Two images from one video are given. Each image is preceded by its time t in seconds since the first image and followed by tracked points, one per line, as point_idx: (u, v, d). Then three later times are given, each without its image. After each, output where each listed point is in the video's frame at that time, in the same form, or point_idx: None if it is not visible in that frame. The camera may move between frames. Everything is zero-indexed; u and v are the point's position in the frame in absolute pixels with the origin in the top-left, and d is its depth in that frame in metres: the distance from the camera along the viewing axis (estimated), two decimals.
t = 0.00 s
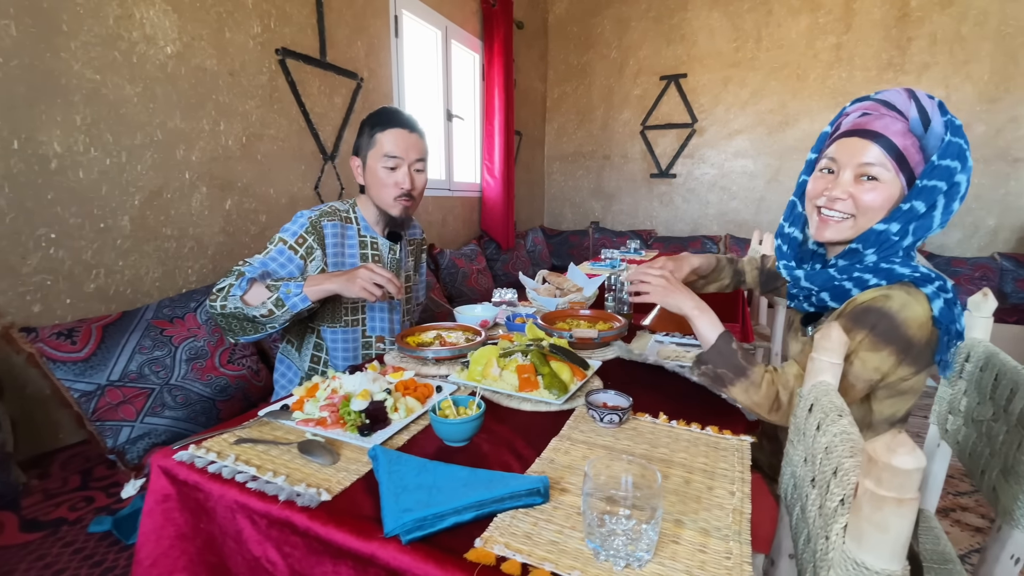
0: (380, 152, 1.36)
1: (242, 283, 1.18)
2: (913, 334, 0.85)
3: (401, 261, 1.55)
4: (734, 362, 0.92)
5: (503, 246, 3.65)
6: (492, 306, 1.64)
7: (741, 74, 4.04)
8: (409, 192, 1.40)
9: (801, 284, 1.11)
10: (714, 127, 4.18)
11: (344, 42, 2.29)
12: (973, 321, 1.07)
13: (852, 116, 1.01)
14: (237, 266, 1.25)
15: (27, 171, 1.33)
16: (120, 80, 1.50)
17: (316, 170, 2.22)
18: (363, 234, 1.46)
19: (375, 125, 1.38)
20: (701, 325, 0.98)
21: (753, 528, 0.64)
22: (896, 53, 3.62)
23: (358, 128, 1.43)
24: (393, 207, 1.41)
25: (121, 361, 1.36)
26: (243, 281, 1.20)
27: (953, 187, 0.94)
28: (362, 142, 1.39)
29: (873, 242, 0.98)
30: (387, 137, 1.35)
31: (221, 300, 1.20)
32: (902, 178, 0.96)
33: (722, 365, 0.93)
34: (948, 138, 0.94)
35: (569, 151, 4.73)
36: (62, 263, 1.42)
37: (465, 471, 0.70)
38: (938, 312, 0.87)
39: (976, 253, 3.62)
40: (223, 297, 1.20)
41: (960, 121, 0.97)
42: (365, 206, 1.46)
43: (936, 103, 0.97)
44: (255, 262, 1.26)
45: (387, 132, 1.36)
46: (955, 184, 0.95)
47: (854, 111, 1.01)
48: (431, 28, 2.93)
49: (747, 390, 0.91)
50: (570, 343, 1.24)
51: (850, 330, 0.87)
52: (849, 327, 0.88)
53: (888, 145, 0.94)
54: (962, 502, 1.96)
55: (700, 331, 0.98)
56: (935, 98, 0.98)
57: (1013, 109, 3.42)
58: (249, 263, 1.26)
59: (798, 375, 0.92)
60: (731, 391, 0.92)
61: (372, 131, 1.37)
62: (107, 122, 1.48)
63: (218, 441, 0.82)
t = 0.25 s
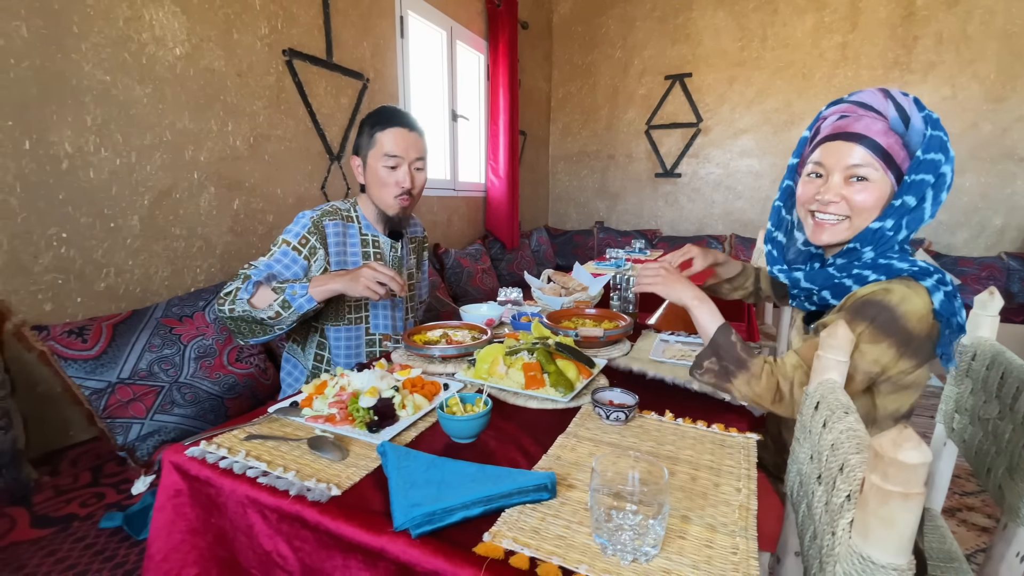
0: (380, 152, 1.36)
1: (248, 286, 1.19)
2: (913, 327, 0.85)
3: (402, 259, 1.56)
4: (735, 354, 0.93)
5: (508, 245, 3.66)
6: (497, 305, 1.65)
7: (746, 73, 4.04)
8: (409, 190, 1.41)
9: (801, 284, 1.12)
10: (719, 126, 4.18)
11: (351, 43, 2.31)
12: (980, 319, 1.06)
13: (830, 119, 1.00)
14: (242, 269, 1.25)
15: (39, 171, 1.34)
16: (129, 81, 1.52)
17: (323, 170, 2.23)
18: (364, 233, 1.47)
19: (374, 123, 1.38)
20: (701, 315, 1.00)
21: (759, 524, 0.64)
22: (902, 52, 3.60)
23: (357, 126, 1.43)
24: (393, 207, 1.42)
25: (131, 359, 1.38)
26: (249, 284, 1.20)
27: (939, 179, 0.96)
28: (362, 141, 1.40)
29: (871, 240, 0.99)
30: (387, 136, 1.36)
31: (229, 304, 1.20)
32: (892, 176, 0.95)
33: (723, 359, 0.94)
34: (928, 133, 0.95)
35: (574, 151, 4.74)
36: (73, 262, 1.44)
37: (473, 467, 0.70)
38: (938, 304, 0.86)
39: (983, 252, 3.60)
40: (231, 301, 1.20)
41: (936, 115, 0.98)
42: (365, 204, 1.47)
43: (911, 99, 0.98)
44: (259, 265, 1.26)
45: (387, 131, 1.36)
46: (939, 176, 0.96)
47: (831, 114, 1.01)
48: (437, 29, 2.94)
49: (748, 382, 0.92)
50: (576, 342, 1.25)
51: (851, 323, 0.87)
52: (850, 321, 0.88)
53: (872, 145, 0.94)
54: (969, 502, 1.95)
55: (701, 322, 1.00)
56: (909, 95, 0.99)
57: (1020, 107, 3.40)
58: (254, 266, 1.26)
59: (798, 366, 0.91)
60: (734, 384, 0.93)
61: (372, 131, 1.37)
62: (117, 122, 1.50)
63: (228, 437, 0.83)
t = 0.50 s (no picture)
0: (379, 150, 1.37)
1: (252, 287, 1.20)
2: (899, 320, 0.87)
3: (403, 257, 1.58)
4: (730, 345, 0.94)
5: (512, 245, 3.67)
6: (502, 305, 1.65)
7: (751, 72, 4.02)
8: (409, 188, 1.42)
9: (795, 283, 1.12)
10: (725, 126, 4.17)
11: (356, 43, 2.32)
12: (987, 319, 1.06)
13: (821, 121, 1.00)
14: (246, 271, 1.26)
15: (50, 172, 1.36)
16: (138, 82, 1.54)
17: (328, 170, 2.24)
18: (365, 231, 1.48)
19: (373, 123, 1.39)
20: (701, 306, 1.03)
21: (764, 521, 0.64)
22: (909, 51, 3.58)
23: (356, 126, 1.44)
24: (394, 205, 1.43)
25: (140, 357, 1.40)
26: (253, 285, 1.21)
27: (929, 178, 0.96)
28: (362, 141, 1.41)
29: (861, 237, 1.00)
30: (386, 135, 1.37)
31: (234, 305, 1.22)
32: (882, 176, 0.96)
33: (720, 350, 0.95)
34: (916, 133, 0.96)
35: (578, 151, 4.73)
36: (83, 261, 1.46)
37: (479, 464, 0.71)
38: (925, 298, 0.87)
39: (991, 252, 3.58)
40: (237, 302, 1.22)
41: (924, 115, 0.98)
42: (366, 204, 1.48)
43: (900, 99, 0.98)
44: (263, 266, 1.27)
45: (386, 130, 1.37)
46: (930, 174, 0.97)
47: (822, 116, 1.01)
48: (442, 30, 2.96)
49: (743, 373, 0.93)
50: (581, 341, 1.25)
51: (837, 317, 0.88)
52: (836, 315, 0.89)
53: (863, 146, 0.94)
54: (976, 502, 1.94)
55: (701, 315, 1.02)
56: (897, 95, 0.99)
57: None
58: (258, 267, 1.27)
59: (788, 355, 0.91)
60: (730, 375, 0.93)
61: (370, 130, 1.38)
62: (126, 123, 1.52)
63: (237, 434, 0.84)
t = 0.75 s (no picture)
0: (379, 150, 1.38)
1: (256, 288, 1.21)
2: (892, 314, 0.87)
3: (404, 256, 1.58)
4: (732, 346, 0.94)
5: (515, 245, 3.67)
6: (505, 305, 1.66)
7: (756, 72, 4.01)
8: (409, 188, 1.42)
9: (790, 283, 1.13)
10: (729, 125, 4.16)
11: (360, 44, 2.33)
12: (991, 320, 1.05)
13: (813, 123, 1.01)
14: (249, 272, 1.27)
15: (57, 173, 1.38)
16: (145, 84, 1.55)
17: (333, 171, 2.26)
18: (365, 231, 1.49)
19: (372, 123, 1.40)
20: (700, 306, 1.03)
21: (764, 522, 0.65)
22: (915, 49, 3.56)
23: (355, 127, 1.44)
24: (394, 204, 1.43)
25: (146, 357, 1.41)
26: (256, 286, 1.22)
27: (919, 178, 0.97)
28: (361, 141, 1.41)
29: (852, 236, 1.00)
30: (385, 135, 1.38)
31: (238, 306, 1.23)
32: (873, 176, 0.96)
33: (721, 351, 0.95)
34: (904, 134, 0.96)
35: (582, 151, 4.73)
36: (90, 262, 1.47)
37: (481, 463, 0.71)
38: (918, 292, 0.89)
39: (998, 252, 3.55)
40: (240, 302, 1.23)
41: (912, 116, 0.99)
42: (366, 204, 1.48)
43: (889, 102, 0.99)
44: (265, 267, 1.28)
45: (385, 130, 1.38)
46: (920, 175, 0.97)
47: (814, 118, 1.01)
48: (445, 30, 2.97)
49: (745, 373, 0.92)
50: (583, 341, 1.26)
51: (833, 313, 0.89)
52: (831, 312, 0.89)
53: (854, 147, 0.94)
54: (981, 504, 1.93)
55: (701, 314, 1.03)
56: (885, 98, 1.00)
57: None
58: (260, 268, 1.28)
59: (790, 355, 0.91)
60: (732, 376, 0.93)
61: (369, 130, 1.39)
62: (133, 125, 1.53)
63: (242, 433, 0.85)
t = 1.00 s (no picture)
0: (378, 149, 1.39)
1: (259, 287, 1.22)
2: (893, 309, 0.87)
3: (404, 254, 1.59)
4: (737, 345, 0.94)
5: (519, 245, 3.68)
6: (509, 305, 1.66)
7: (760, 71, 4.00)
8: (409, 186, 1.43)
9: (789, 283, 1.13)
10: (733, 125, 4.15)
11: (364, 45, 2.33)
12: (998, 319, 1.05)
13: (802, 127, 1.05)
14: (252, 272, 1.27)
15: (64, 173, 1.39)
16: (151, 85, 1.56)
17: (337, 171, 2.26)
18: (365, 230, 1.49)
19: (370, 122, 1.40)
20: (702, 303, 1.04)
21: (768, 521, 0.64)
22: (921, 48, 3.54)
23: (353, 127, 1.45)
24: (394, 202, 1.44)
25: (152, 356, 1.42)
26: (259, 286, 1.23)
27: (897, 175, 0.95)
28: (360, 140, 1.42)
29: (841, 238, 1.00)
30: (384, 133, 1.38)
31: (242, 306, 1.23)
32: (845, 176, 0.97)
33: (725, 350, 0.95)
34: (876, 132, 0.95)
35: (585, 151, 4.73)
36: (97, 262, 1.48)
37: (484, 462, 0.71)
38: (917, 287, 0.89)
39: (1005, 251, 3.53)
40: (244, 302, 1.23)
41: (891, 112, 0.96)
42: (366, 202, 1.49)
43: (869, 101, 0.99)
44: (267, 267, 1.29)
45: (385, 128, 1.39)
46: (899, 171, 0.95)
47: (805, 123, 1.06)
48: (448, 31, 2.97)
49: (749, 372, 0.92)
50: (587, 340, 1.25)
51: (834, 310, 0.89)
52: (833, 308, 0.90)
53: (824, 148, 0.97)
54: (988, 505, 1.92)
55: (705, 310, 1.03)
56: (864, 96, 0.99)
57: None
58: (263, 268, 1.29)
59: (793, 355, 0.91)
60: (736, 375, 0.93)
61: (368, 129, 1.40)
62: (138, 125, 1.54)
63: (247, 431, 0.85)
